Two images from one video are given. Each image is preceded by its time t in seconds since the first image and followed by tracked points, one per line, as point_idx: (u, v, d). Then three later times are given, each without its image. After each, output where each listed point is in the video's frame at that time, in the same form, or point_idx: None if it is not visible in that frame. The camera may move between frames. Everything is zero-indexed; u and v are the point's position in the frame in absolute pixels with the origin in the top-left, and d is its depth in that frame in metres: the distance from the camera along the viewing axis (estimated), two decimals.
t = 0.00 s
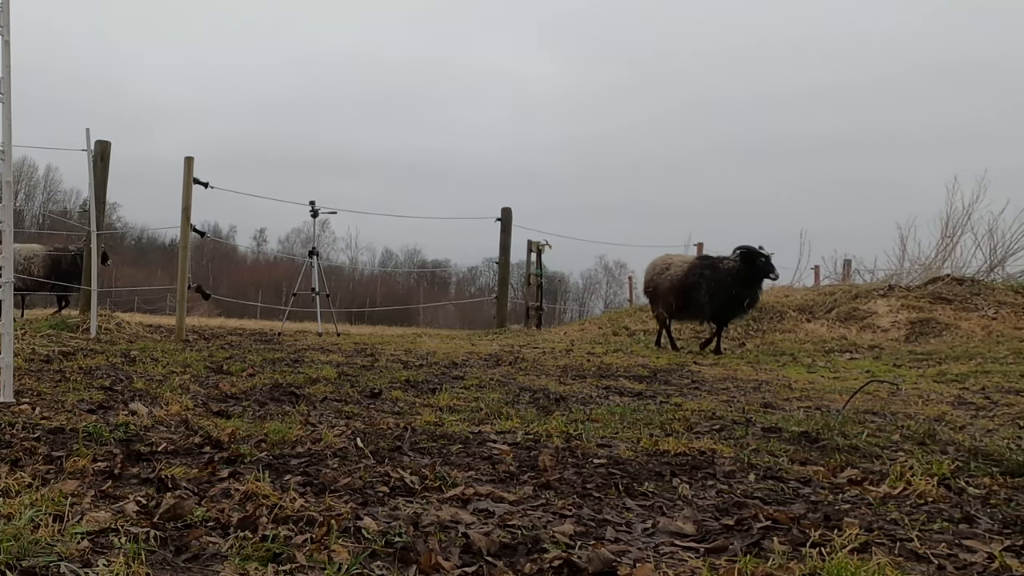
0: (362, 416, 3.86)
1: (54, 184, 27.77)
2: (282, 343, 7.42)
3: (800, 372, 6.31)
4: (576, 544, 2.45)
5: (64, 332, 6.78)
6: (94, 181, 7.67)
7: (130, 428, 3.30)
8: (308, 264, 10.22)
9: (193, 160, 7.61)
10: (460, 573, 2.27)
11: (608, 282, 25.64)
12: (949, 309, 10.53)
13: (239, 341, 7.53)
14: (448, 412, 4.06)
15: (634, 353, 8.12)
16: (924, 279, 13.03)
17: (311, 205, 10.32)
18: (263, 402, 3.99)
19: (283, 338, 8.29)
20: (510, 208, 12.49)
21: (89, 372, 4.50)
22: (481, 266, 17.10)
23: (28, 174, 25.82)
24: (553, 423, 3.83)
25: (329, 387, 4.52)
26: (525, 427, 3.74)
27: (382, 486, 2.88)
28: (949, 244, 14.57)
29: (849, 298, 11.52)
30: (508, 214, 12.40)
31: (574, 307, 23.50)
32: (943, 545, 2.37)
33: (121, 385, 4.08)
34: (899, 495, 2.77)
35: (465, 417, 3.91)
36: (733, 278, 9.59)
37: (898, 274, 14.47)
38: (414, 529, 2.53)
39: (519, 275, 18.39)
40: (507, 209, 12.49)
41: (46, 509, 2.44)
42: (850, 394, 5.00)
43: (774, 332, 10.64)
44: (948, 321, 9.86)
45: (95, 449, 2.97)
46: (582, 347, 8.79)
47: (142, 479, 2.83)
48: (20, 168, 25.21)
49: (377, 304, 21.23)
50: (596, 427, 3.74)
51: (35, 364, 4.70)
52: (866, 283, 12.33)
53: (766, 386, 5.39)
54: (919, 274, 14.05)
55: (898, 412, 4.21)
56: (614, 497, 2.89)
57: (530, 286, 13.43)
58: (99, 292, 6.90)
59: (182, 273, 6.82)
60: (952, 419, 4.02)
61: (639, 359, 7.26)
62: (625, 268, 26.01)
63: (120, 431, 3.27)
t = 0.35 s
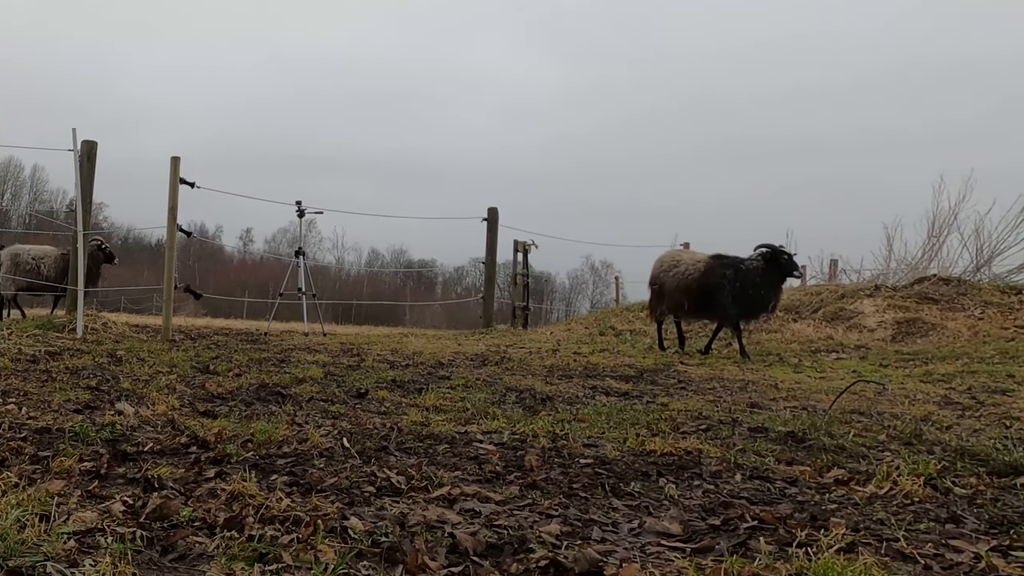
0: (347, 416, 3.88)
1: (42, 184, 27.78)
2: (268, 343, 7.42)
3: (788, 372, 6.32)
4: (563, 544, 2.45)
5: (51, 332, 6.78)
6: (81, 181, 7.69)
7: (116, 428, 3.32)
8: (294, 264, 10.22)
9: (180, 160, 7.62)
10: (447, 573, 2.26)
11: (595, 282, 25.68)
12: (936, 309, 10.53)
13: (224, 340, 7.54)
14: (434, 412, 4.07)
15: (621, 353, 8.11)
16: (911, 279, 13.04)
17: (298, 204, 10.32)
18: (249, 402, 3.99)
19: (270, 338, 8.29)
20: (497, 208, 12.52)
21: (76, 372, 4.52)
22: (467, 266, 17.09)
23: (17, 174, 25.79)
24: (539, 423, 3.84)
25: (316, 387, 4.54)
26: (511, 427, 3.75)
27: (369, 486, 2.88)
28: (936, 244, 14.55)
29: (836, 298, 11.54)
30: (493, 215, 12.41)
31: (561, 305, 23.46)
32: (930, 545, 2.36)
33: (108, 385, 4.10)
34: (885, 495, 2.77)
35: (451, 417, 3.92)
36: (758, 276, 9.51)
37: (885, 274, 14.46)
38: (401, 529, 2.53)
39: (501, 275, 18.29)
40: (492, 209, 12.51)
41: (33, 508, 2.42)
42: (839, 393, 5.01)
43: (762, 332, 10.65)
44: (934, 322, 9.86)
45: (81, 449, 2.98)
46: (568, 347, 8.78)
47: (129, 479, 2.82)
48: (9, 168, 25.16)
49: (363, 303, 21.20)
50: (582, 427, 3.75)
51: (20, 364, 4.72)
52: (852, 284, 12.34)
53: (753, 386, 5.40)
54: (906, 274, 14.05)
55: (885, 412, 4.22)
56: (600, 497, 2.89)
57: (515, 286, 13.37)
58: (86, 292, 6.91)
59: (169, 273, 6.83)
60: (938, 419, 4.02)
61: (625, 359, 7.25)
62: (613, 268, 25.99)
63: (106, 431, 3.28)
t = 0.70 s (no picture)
0: (342, 416, 3.88)
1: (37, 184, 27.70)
2: (264, 343, 7.41)
3: (783, 372, 6.31)
4: (558, 543, 2.45)
5: (46, 332, 6.77)
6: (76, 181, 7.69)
7: (111, 428, 3.32)
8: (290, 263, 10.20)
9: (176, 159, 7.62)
10: (442, 573, 2.26)
11: (591, 280, 25.69)
12: (932, 308, 10.54)
13: (219, 340, 7.53)
14: (429, 412, 4.07)
15: (618, 353, 8.10)
16: (906, 279, 13.05)
17: (293, 203, 10.30)
18: (244, 401, 4.00)
19: (264, 338, 8.27)
20: (492, 208, 12.50)
21: (71, 371, 4.51)
22: (462, 265, 17.04)
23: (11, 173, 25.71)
24: (534, 423, 3.84)
25: (311, 387, 4.55)
26: (507, 427, 3.75)
27: (364, 486, 2.88)
28: (931, 244, 14.56)
29: (832, 298, 11.55)
30: (490, 215, 12.42)
31: (557, 305, 23.46)
32: (925, 545, 2.36)
33: (103, 385, 4.10)
34: (880, 495, 2.78)
35: (446, 417, 3.92)
36: None
37: (879, 273, 14.47)
38: (396, 529, 2.53)
39: (496, 275, 18.29)
40: (490, 209, 12.51)
41: (28, 508, 2.41)
42: (833, 393, 5.02)
43: (758, 331, 10.66)
44: (930, 321, 9.87)
45: (77, 449, 2.98)
46: (563, 347, 8.77)
47: (123, 478, 2.82)
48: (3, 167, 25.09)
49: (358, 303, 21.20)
50: (578, 427, 3.75)
51: (15, 364, 4.71)
52: (847, 283, 12.35)
53: (748, 386, 5.41)
54: (900, 274, 14.07)
55: (880, 411, 4.23)
56: (595, 496, 2.90)
57: (510, 285, 13.36)
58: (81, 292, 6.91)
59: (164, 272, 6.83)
60: (934, 419, 4.03)
61: (620, 359, 7.23)
62: (609, 267, 26.01)
63: (101, 431, 3.28)
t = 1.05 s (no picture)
0: (342, 415, 3.88)
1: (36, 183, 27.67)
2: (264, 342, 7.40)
3: (783, 372, 6.29)
4: (559, 542, 2.44)
5: (46, 331, 6.77)
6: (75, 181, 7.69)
7: (111, 427, 3.32)
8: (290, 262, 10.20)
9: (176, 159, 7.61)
10: (442, 572, 2.26)
11: (592, 279, 25.68)
12: (932, 308, 10.52)
13: (218, 339, 7.53)
14: (429, 411, 4.07)
15: (619, 352, 8.08)
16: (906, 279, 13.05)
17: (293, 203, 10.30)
18: (244, 400, 4.00)
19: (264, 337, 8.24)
20: (492, 207, 12.49)
21: (71, 371, 4.51)
22: (462, 264, 17.03)
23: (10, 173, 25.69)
24: (534, 422, 3.84)
25: (311, 386, 4.55)
26: (507, 426, 3.75)
27: (364, 486, 2.88)
28: (931, 243, 14.55)
29: (832, 297, 11.55)
30: (490, 214, 12.41)
31: (557, 305, 23.44)
32: (925, 544, 2.36)
33: (103, 385, 4.09)
34: (880, 494, 2.78)
35: (446, 417, 3.91)
36: None
37: (879, 273, 14.45)
38: (396, 528, 2.53)
39: (496, 275, 18.28)
40: (489, 209, 12.50)
41: (28, 508, 2.41)
42: (833, 392, 5.01)
43: (758, 330, 10.65)
44: (930, 320, 9.87)
45: (77, 449, 2.99)
46: (563, 346, 8.76)
47: (122, 478, 2.82)
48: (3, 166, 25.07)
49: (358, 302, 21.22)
50: (578, 426, 3.75)
51: (16, 363, 4.72)
52: (847, 283, 12.35)
53: (748, 386, 5.40)
54: (899, 274, 14.06)
55: (880, 411, 4.22)
56: (595, 496, 2.90)
57: (510, 285, 13.37)
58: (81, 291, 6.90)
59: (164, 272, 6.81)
60: (934, 419, 4.02)
61: (621, 359, 7.19)
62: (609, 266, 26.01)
63: (101, 431, 3.28)
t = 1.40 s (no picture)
0: (342, 415, 3.88)
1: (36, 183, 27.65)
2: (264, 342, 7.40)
3: (784, 371, 6.26)
4: (559, 541, 2.44)
5: (46, 331, 6.77)
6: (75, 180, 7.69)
7: (111, 427, 3.32)
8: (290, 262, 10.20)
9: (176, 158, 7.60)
10: (442, 571, 2.27)
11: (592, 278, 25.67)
12: (933, 308, 10.50)
13: (219, 338, 7.52)
14: (429, 411, 4.06)
15: (619, 351, 8.06)
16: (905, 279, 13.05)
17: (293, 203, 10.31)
18: (244, 400, 4.00)
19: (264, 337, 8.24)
20: (492, 207, 12.48)
21: (71, 370, 4.51)
22: (463, 263, 17.03)
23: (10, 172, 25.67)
24: (534, 422, 3.84)
25: (311, 386, 4.55)
26: (507, 425, 3.76)
27: (365, 485, 2.88)
28: (932, 242, 14.54)
29: (833, 297, 11.54)
30: (491, 214, 12.41)
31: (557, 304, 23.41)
32: (925, 543, 2.36)
33: (103, 385, 4.09)
34: (880, 493, 2.78)
35: (446, 416, 3.91)
36: None
37: (879, 272, 14.44)
38: (396, 528, 2.53)
39: (496, 275, 18.28)
40: (490, 208, 12.50)
41: (29, 507, 2.41)
42: (832, 392, 5.00)
43: (757, 330, 10.64)
44: (930, 319, 9.86)
45: (77, 448, 2.99)
46: (563, 346, 8.75)
47: (122, 477, 2.81)
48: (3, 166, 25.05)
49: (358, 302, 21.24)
50: (578, 426, 3.75)
51: (16, 363, 4.72)
52: (847, 282, 12.34)
53: (748, 385, 5.40)
54: (899, 273, 14.05)
55: (879, 410, 4.22)
56: (595, 495, 2.90)
57: (510, 284, 13.36)
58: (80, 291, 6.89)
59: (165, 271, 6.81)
60: (934, 418, 4.02)
61: (621, 358, 7.17)
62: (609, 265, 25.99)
63: (101, 430, 3.29)
